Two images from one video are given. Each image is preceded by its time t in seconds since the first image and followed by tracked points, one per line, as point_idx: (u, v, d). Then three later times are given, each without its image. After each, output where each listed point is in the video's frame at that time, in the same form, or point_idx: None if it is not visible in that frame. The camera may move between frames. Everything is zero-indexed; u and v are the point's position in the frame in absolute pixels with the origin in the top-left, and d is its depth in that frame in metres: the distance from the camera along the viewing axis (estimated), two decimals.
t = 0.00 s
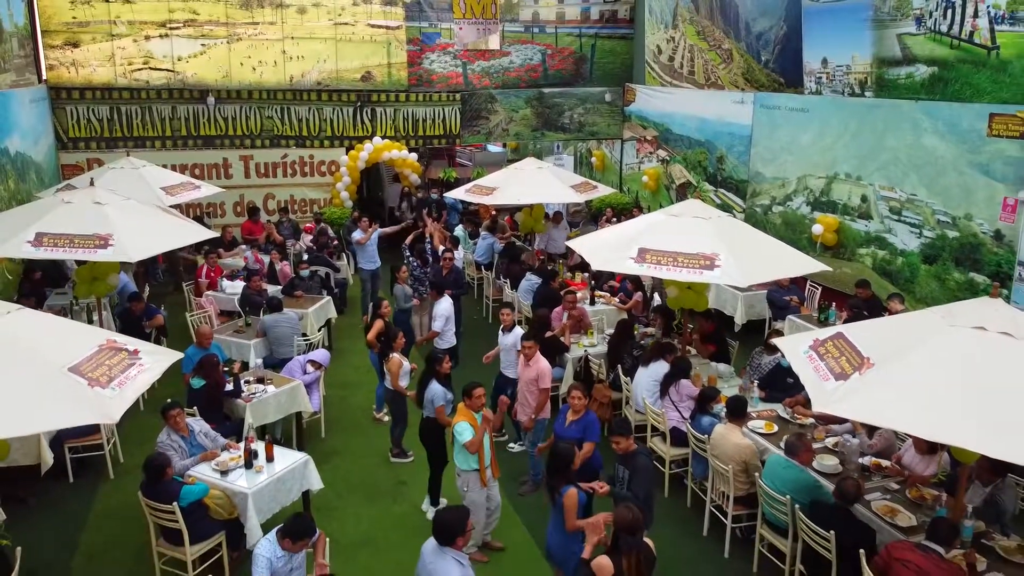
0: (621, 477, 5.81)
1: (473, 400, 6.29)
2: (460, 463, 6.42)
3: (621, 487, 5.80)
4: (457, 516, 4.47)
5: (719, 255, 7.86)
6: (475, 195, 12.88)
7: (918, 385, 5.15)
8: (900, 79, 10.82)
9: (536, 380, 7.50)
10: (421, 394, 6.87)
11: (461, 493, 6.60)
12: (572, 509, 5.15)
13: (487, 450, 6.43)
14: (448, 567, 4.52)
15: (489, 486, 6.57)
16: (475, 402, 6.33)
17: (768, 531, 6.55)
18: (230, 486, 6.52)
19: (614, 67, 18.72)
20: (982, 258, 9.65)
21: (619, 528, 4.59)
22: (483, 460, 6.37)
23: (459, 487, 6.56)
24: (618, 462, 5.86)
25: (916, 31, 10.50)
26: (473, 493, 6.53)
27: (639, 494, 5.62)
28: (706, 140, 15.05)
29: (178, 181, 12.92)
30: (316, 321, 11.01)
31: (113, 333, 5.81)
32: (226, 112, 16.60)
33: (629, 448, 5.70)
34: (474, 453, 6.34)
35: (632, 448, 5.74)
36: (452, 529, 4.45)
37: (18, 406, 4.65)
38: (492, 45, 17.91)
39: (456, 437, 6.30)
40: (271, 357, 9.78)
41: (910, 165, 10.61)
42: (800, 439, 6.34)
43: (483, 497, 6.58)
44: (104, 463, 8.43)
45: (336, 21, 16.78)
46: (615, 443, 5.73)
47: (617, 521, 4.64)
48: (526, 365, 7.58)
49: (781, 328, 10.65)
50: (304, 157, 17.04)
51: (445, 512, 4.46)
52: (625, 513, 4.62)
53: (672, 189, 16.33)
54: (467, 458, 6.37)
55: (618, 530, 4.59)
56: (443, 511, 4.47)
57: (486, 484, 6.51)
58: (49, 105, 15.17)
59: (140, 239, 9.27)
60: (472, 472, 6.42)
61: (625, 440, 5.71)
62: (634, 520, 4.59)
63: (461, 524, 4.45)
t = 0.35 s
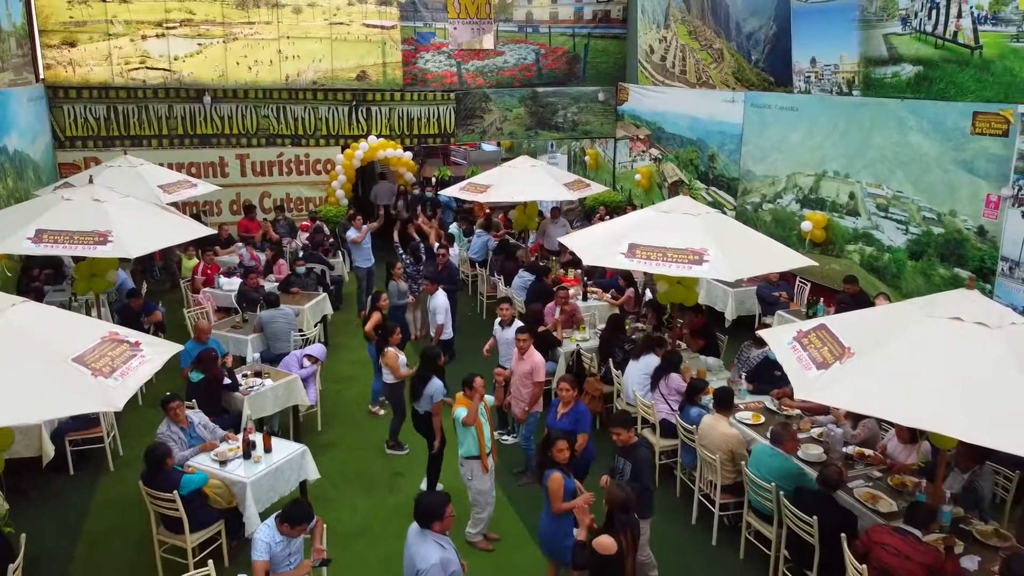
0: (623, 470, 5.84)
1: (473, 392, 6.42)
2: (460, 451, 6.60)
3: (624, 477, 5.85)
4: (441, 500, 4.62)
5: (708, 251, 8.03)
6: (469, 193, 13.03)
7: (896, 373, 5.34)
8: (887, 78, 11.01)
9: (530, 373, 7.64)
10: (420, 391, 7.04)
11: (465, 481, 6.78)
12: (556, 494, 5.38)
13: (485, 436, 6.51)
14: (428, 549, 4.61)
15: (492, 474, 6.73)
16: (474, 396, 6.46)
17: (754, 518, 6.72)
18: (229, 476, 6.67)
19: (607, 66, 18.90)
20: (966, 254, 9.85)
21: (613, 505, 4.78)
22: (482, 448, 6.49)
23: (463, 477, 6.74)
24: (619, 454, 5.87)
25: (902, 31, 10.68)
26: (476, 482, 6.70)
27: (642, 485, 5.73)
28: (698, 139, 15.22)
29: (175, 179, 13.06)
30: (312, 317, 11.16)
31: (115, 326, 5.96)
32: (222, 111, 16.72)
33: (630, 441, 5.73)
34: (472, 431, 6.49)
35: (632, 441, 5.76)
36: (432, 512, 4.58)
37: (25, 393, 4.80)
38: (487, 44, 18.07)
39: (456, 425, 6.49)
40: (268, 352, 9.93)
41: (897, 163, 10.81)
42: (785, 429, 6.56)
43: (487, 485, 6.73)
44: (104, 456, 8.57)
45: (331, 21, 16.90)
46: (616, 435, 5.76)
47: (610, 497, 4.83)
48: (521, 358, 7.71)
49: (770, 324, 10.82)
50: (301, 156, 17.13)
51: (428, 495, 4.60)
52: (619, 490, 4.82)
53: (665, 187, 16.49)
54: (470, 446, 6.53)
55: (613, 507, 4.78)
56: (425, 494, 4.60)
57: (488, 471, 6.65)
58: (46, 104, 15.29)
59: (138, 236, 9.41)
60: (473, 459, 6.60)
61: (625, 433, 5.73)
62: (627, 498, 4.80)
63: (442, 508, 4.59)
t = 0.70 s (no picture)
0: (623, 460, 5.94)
1: (467, 386, 6.52)
2: (455, 445, 6.69)
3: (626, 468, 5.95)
4: (423, 488, 4.79)
5: (695, 246, 8.19)
6: (463, 191, 13.19)
7: (873, 362, 5.51)
8: (872, 77, 11.19)
9: (523, 370, 7.78)
10: (413, 371, 7.34)
11: (463, 474, 6.86)
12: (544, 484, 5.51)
13: (479, 429, 6.61)
14: (414, 536, 4.77)
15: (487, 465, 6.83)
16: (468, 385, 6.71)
17: (739, 507, 6.89)
18: (225, 466, 6.81)
19: (600, 66, 19.08)
20: (950, 250, 10.05)
21: (601, 483, 4.96)
22: (476, 441, 6.59)
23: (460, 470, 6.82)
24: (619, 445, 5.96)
25: (887, 31, 10.86)
26: (473, 473, 6.78)
27: (645, 475, 5.83)
28: (689, 138, 15.39)
29: (171, 177, 13.18)
30: (306, 313, 11.29)
31: (114, 319, 6.09)
32: (218, 109, 16.85)
33: (631, 432, 5.83)
34: (465, 423, 6.59)
35: (632, 432, 5.85)
36: (415, 502, 4.74)
37: (27, 383, 4.93)
38: (480, 44, 18.22)
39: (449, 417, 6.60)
40: (263, 348, 10.05)
41: (883, 161, 11.00)
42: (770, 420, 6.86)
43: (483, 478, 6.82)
44: (102, 449, 8.70)
45: (326, 21, 17.03)
46: (616, 428, 5.87)
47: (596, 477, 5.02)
48: (513, 354, 7.85)
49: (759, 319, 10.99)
50: (295, 154, 17.33)
51: (409, 486, 4.78)
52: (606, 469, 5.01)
53: (657, 185, 16.66)
54: (464, 439, 6.64)
55: (601, 484, 4.96)
56: (409, 484, 4.78)
57: (483, 463, 6.74)
58: (42, 103, 15.40)
59: (135, 233, 9.54)
60: (467, 453, 6.69)
61: (624, 425, 5.83)
62: (616, 476, 4.99)
63: (423, 497, 4.75)
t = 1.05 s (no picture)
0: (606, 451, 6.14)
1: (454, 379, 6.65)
2: (444, 440, 6.77)
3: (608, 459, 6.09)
4: (407, 466, 5.00)
5: (681, 242, 8.33)
6: (455, 189, 13.32)
7: (851, 352, 5.66)
8: (857, 76, 11.36)
9: (506, 363, 7.89)
10: (404, 356, 7.70)
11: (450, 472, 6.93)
12: (532, 473, 5.56)
13: (467, 424, 6.71)
14: (402, 510, 5.06)
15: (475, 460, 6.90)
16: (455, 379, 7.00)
17: (723, 497, 7.03)
18: (218, 458, 6.94)
19: (592, 65, 19.24)
20: (933, 246, 10.23)
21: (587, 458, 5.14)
22: (464, 436, 6.67)
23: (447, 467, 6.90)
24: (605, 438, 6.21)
25: (871, 31, 11.03)
26: (461, 470, 6.85)
27: (626, 466, 5.99)
28: (679, 136, 15.54)
29: (166, 176, 13.28)
30: (300, 309, 11.41)
31: (108, 313, 6.21)
32: (212, 109, 16.94)
33: (617, 424, 6.06)
34: (453, 415, 6.69)
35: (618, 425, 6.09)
36: (401, 478, 4.97)
37: (24, 374, 5.05)
38: (472, 44, 18.36)
39: (438, 411, 6.70)
40: (256, 344, 10.18)
41: (868, 158, 11.16)
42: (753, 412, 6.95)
43: (470, 472, 6.88)
44: (96, 443, 8.81)
45: (319, 21, 17.15)
46: (602, 421, 6.04)
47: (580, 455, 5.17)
48: (497, 348, 7.96)
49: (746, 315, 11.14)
50: (289, 153, 17.48)
51: (394, 462, 5.01)
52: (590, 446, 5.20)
53: (648, 184, 16.82)
54: (453, 433, 6.71)
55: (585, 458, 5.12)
56: (395, 461, 5.01)
57: (472, 458, 6.82)
58: (37, 103, 15.48)
59: (129, 230, 9.65)
60: (456, 449, 6.78)
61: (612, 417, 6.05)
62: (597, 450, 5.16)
63: (407, 472, 4.98)
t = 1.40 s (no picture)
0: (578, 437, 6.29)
1: (443, 371, 6.80)
2: (430, 432, 6.87)
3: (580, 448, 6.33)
4: (392, 449, 5.16)
5: (665, 238, 8.48)
6: (445, 187, 13.43)
7: (825, 343, 5.80)
8: (842, 75, 11.51)
9: (489, 357, 8.02)
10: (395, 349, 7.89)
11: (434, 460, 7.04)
12: (515, 459, 5.70)
13: (453, 415, 6.82)
14: (386, 489, 5.25)
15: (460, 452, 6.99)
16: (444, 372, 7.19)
17: (704, 487, 7.17)
18: (208, 451, 7.04)
19: (583, 64, 19.37)
20: (915, 242, 10.40)
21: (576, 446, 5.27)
22: (450, 428, 6.75)
23: (433, 458, 7.00)
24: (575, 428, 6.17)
25: (855, 30, 11.18)
26: (445, 463, 6.96)
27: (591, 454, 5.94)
28: (668, 135, 15.68)
29: (158, 174, 13.37)
30: (291, 306, 11.51)
31: (99, 307, 6.32)
32: (204, 108, 17.01)
33: (583, 412, 6.15)
34: (440, 407, 6.80)
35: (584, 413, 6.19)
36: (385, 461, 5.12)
37: (14, 366, 5.15)
38: (464, 43, 18.47)
39: (425, 402, 6.80)
40: (247, 340, 10.29)
41: (851, 156, 11.32)
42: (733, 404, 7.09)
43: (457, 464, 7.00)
44: (88, 438, 8.91)
45: (311, 20, 17.25)
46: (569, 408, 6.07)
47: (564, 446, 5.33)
48: (481, 343, 8.09)
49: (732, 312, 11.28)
50: (281, 152, 17.56)
51: (381, 444, 5.16)
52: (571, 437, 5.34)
53: (638, 182, 16.95)
54: (440, 425, 6.78)
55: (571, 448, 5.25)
56: (383, 442, 5.15)
57: (456, 450, 6.91)
58: (30, 102, 15.56)
59: (121, 227, 9.74)
60: (441, 441, 6.86)
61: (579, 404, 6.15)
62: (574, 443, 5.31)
63: (392, 455, 5.14)
